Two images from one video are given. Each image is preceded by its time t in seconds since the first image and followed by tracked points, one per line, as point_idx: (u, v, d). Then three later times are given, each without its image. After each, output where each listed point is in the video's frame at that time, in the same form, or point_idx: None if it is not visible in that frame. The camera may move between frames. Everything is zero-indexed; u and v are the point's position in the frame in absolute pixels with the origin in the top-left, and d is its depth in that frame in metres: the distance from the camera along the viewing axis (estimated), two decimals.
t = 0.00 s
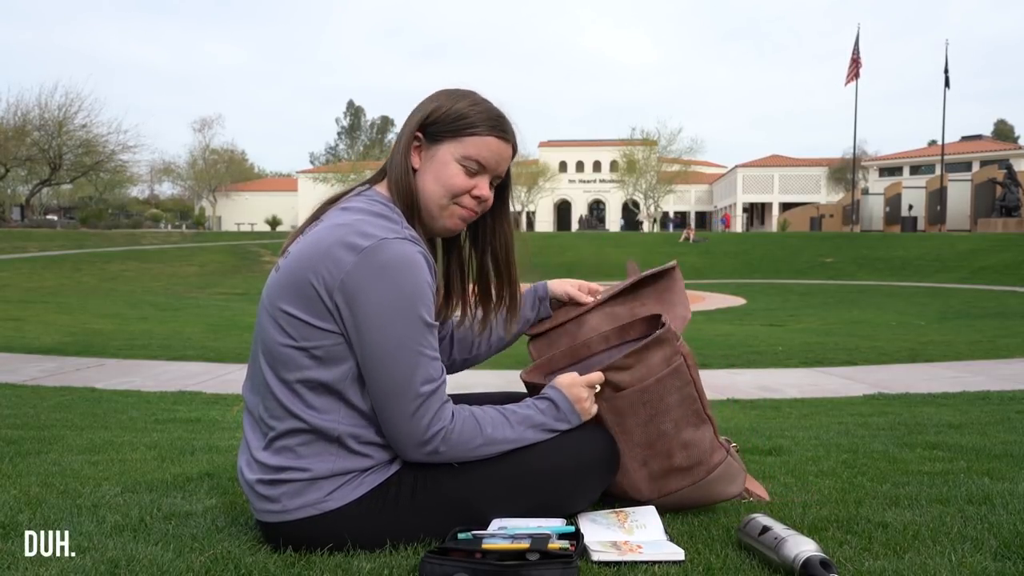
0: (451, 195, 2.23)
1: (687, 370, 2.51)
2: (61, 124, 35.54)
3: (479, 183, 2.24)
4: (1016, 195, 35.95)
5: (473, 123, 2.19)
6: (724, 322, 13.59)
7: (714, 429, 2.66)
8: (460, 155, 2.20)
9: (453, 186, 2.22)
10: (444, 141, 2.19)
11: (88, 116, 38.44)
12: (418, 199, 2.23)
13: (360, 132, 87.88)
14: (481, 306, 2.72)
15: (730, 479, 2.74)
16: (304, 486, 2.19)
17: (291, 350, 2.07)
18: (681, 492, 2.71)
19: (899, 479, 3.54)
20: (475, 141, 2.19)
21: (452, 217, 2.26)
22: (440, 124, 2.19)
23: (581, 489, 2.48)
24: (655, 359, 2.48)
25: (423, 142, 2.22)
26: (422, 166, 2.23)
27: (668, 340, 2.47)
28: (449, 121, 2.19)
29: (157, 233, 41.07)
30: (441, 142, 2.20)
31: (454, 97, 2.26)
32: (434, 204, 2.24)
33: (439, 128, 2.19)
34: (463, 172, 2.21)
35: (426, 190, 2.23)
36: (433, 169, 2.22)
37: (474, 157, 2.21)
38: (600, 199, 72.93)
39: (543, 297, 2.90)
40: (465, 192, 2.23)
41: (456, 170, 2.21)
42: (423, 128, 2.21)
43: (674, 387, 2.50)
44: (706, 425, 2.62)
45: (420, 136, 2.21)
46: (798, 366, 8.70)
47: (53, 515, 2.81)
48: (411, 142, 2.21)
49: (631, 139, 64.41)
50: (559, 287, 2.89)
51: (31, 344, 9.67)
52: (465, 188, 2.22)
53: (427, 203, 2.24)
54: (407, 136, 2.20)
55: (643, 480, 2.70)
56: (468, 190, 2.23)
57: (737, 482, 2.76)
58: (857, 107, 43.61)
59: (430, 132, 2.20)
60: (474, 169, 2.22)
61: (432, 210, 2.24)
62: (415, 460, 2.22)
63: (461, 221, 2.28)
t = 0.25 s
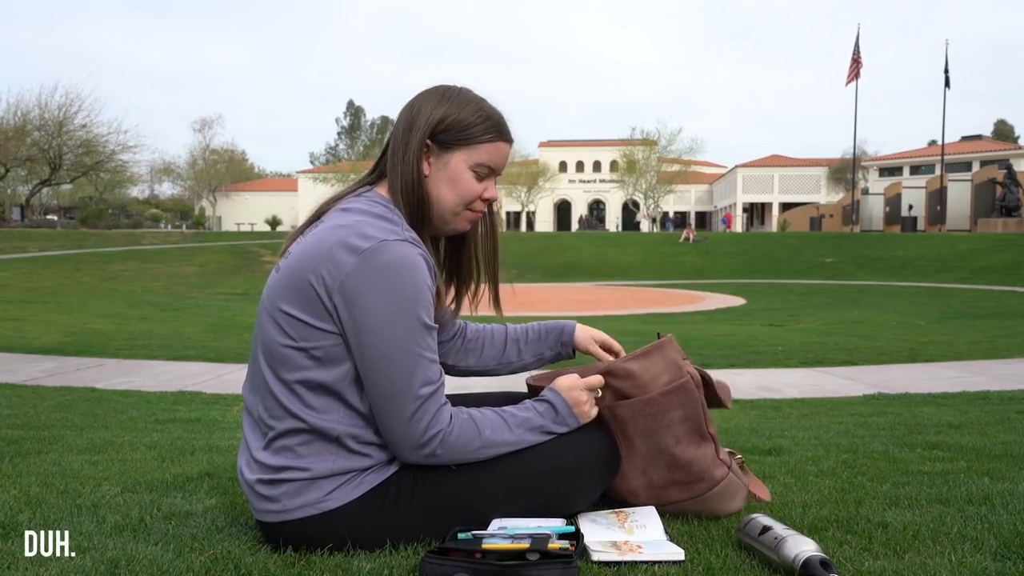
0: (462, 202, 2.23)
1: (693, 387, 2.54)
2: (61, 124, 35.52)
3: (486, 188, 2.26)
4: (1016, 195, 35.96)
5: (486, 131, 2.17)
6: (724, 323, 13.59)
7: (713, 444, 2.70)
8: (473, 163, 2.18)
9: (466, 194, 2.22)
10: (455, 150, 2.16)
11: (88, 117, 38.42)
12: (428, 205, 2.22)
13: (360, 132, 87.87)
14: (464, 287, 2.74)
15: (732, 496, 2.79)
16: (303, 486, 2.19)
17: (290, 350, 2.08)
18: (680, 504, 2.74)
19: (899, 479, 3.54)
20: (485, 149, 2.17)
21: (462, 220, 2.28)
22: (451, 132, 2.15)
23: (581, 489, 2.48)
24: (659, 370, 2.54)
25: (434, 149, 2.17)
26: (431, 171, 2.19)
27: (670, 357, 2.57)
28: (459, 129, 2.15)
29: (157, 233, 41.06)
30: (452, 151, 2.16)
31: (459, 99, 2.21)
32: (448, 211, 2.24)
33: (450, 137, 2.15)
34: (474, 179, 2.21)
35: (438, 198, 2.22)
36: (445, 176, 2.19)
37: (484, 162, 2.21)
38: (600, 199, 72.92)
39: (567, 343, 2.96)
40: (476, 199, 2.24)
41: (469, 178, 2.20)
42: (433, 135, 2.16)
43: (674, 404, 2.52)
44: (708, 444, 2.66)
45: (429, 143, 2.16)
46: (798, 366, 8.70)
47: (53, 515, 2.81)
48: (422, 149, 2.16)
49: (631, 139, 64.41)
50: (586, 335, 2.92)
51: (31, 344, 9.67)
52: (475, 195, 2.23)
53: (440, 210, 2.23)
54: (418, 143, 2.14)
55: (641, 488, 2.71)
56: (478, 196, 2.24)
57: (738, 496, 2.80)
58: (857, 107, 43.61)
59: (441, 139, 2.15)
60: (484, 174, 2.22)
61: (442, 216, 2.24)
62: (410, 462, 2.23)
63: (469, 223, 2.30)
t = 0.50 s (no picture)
0: (469, 212, 2.28)
1: (666, 391, 2.59)
2: (62, 124, 35.52)
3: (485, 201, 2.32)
4: (1016, 195, 35.95)
5: (501, 150, 2.23)
6: (724, 322, 13.59)
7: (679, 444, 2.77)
8: (484, 177, 2.24)
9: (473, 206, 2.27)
10: (473, 163, 2.19)
11: (89, 117, 38.42)
12: (442, 212, 2.22)
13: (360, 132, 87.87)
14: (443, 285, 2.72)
15: (696, 499, 2.85)
16: (304, 486, 2.20)
17: (296, 349, 2.08)
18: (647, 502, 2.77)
19: (897, 478, 3.54)
20: (499, 165, 2.24)
21: (460, 229, 2.32)
22: (473, 145, 2.18)
23: (580, 486, 2.49)
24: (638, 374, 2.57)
25: (456, 159, 2.18)
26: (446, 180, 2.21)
27: (653, 361, 2.60)
28: (479, 144, 2.19)
29: (157, 233, 41.04)
30: (470, 163, 2.19)
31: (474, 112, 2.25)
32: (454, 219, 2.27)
33: (471, 150, 2.18)
34: (481, 192, 2.27)
35: (451, 206, 2.23)
36: (459, 186, 2.22)
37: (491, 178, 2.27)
38: (600, 199, 72.90)
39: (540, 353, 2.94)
40: (478, 210, 2.29)
41: (477, 190, 2.25)
42: (457, 147, 2.18)
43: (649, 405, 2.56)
44: (674, 449, 2.74)
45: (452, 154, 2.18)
46: (798, 367, 8.70)
47: (54, 515, 2.81)
48: (446, 158, 2.17)
49: (631, 139, 64.38)
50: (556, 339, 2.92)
51: (32, 344, 9.66)
52: (479, 207, 2.29)
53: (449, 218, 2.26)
54: (442, 152, 2.16)
55: (613, 486, 2.73)
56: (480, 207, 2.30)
57: (704, 499, 2.87)
58: (857, 106, 43.61)
59: (464, 150, 2.17)
60: (488, 187, 2.29)
61: (449, 224, 2.26)
62: (408, 463, 2.23)
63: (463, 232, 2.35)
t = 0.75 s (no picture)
0: (464, 208, 2.27)
1: (675, 405, 2.60)
2: (62, 124, 35.55)
3: (484, 196, 2.30)
4: (1016, 195, 35.95)
5: (492, 142, 2.21)
6: (724, 322, 13.58)
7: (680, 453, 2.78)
8: (477, 169, 2.21)
9: (468, 200, 2.26)
10: (464, 156, 2.18)
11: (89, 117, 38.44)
12: (435, 209, 2.22)
13: (360, 132, 87.93)
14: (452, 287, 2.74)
15: (696, 500, 2.86)
16: (303, 486, 2.20)
17: (295, 349, 2.08)
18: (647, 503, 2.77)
19: (897, 478, 3.54)
20: (491, 157, 2.22)
21: (457, 227, 2.31)
22: (460, 139, 2.17)
23: (579, 486, 2.49)
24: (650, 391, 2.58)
25: (444, 154, 2.18)
26: (437, 175, 2.21)
27: (663, 374, 2.60)
28: (467, 137, 2.18)
29: (157, 233, 41.05)
30: (460, 156, 2.18)
31: (464, 106, 2.24)
32: (450, 216, 2.26)
33: (460, 144, 2.17)
34: (476, 185, 2.25)
35: (444, 202, 2.23)
36: (450, 181, 2.21)
37: (489, 171, 2.25)
38: (600, 199, 72.92)
39: (536, 357, 2.94)
40: (476, 205, 2.28)
41: (471, 183, 2.23)
42: (444, 141, 2.17)
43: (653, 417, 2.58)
44: (674, 454, 2.75)
45: (440, 149, 2.18)
46: (798, 367, 8.69)
47: (54, 515, 2.81)
48: (433, 153, 2.17)
49: (631, 139, 64.40)
50: (555, 346, 2.90)
51: (32, 344, 9.67)
52: (476, 202, 2.27)
53: (443, 215, 2.25)
54: (429, 147, 2.15)
55: (612, 487, 2.73)
56: (478, 203, 2.28)
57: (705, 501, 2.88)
58: (857, 106, 43.60)
59: (452, 145, 2.17)
60: (486, 181, 2.26)
61: (444, 221, 2.26)
62: (409, 462, 2.23)
63: (462, 230, 2.34)
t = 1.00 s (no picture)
0: (457, 207, 2.24)
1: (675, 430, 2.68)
2: (62, 124, 35.55)
3: (479, 194, 2.26)
4: (1015, 195, 35.95)
5: (484, 137, 2.19)
6: (724, 322, 13.58)
7: (676, 460, 2.83)
8: (468, 165, 2.19)
9: (460, 198, 2.23)
10: (453, 152, 2.17)
11: (89, 117, 38.45)
12: (424, 208, 2.21)
13: (360, 132, 87.95)
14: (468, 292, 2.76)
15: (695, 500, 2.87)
16: (303, 485, 2.20)
17: (294, 348, 2.09)
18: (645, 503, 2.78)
19: (897, 478, 3.54)
20: (481, 153, 2.19)
21: (451, 227, 2.28)
22: (448, 135, 2.16)
23: (579, 486, 2.49)
24: (651, 410, 2.64)
25: (431, 152, 2.18)
26: (427, 174, 2.20)
27: (668, 401, 2.65)
28: (459, 133, 2.17)
29: (158, 233, 41.05)
30: (449, 153, 2.18)
31: (457, 104, 2.23)
32: (441, 215, 2.24)
33: (449, 140, 2.17)
34: (468, 183, 2.22)
35: (432, 201, 2.22)
36: (439, 179, 2.20)
37: (482, 167, 2.22)
38: (600, 199, 72.93)
39: (535, 375, 2.97)
40: (471, 204, 2.25)
41: (463, 180, 2.20)
42: (433, 138, 2.17)
43: (649, 434, 2.64)
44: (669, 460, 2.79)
45: (428, 147, 2.18)
46: (798, 366, 8.69)
47: (54, 515, 2.82)
48: (420, 150, 2.16)
49: (631, 139, 64.42)
50: (557, 370, 2.91)
51: (32, 344, 9.67)
52: (470, 200, 2.24)
53: (434, 214, 2.23)
54: (415, 145, 2.15)
55: (611, 489, 2.74)
56: (471, 201, 2.25)
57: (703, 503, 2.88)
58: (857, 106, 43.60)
59: (439, 142, 2.17)
60: (479, 178, 2.23)
61: (435, 220, 2.24)
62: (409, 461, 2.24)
63: (459, 230, 2.30)
